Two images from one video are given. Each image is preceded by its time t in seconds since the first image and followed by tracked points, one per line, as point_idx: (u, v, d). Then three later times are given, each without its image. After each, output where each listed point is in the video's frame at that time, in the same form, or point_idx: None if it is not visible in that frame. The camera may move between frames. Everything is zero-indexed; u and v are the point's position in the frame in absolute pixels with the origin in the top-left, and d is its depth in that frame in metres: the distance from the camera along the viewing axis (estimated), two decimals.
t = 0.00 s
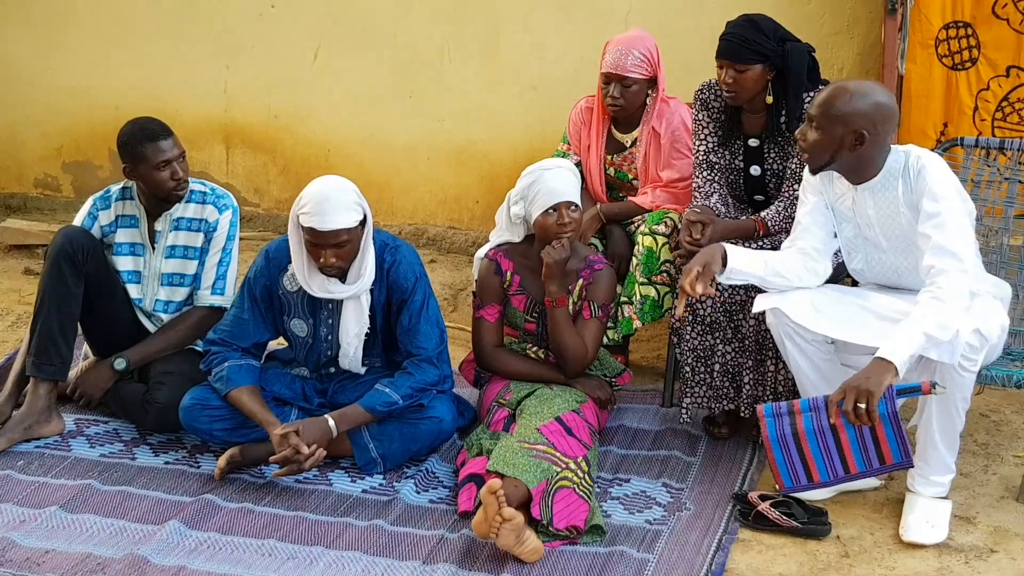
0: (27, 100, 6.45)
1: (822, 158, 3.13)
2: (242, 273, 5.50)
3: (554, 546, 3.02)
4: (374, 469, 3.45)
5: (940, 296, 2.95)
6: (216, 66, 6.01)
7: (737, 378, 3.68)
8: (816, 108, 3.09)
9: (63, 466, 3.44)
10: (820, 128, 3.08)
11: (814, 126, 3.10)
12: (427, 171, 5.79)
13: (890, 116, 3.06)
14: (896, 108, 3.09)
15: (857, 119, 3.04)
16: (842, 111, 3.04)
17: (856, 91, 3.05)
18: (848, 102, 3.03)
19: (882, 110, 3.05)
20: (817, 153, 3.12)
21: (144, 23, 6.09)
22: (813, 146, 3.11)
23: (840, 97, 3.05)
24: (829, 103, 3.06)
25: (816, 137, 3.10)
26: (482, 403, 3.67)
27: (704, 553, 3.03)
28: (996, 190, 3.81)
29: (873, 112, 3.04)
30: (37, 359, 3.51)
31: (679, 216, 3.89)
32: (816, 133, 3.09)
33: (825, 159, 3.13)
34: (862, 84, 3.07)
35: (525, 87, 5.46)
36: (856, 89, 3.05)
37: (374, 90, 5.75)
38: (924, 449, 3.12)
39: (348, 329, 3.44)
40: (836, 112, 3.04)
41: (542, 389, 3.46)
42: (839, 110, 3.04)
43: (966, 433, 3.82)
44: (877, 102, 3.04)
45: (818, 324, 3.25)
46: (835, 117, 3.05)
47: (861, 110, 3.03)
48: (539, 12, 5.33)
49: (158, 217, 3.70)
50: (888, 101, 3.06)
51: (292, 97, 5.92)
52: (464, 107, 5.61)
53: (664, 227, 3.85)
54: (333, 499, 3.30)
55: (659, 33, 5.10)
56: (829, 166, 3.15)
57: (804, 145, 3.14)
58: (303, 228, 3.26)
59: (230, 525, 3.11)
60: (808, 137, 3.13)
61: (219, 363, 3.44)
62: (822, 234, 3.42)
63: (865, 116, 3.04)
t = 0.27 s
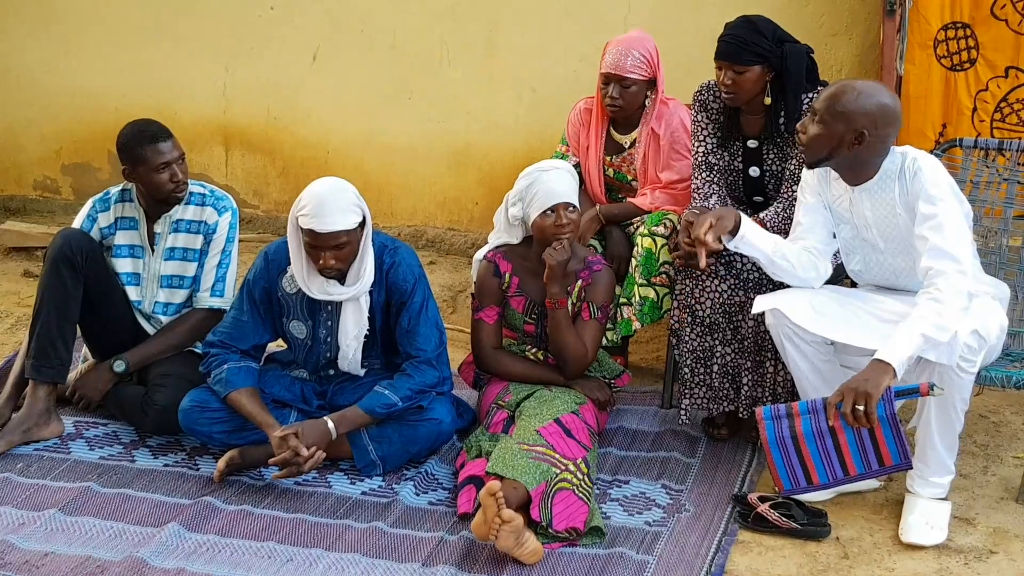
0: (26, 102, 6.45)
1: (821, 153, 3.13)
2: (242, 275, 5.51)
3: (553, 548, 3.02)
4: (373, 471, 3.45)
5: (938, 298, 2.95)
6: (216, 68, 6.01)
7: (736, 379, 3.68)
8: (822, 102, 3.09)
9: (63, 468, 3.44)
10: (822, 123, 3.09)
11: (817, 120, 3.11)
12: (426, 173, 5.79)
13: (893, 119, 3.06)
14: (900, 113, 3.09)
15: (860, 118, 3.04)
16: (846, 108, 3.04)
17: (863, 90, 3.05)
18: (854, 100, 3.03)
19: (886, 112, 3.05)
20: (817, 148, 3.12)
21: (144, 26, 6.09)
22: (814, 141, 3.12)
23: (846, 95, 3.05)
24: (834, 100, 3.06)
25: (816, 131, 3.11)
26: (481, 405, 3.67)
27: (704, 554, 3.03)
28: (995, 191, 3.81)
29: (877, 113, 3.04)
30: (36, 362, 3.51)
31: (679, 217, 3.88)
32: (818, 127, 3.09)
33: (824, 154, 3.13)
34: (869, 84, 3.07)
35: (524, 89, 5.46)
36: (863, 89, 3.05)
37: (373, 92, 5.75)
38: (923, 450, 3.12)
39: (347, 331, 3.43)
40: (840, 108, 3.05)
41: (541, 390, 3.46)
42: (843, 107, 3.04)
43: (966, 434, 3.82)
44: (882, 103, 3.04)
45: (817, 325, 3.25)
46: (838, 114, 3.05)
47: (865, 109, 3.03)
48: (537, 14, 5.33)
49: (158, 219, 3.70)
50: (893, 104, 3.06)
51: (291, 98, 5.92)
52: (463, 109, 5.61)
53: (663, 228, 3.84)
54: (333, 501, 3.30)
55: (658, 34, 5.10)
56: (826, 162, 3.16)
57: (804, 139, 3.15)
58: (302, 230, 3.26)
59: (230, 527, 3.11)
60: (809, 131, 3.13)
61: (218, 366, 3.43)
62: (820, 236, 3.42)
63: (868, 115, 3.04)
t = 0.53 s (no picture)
0: (29, 103, 6.46)
1: (821, 155, 3.13)
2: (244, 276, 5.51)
3: (556, 548, 3.02)
4: (376, 471, 3.46)
5: (940, 297, 2.95)
6: (218, 68, 6.01)
7: (739, 379, 3.68)
8: (820, 105, 3.09)
9: (66, 469, 3.44)
10: (820, 125, 3.08)
11: (815, 123, 3.11)
12: (428, 173, 5.79)
13: (892, 119, 3.06)
14: (898, 112, 3.08)
15: (858, 119, 3.04)
16: (844, 110, 3.04)
17: (860, 91, 3.05)
18: (851, 102, 3.03)
19: (884, 112, 3.05)
20: (816, 150, 3.12)
21: (145, 26, 6.09)
22: (813, 143, 3.12)
23: (843, 96, 3.05)
24: (832, 102, 3.06)
25: (816, 134, 3.10)
26: (484, 405, 3.67)
27: (707, 554, 3.03)
28: (998, 191, 3.80)
29: (875, 113, 3.04)
30: (39, 362, 3.51)
31: (681, 217, 3.88)
32: (817, 130, 3.09)
33: (824, 157, 3.13)
34: (866, 85, 3.07)
35: (525, 89, 5.46)
36: (860, 90, 3.05)
37: (375, 92, 5.76)
38: (926, 450, 3.12)
39: (350, 331, 3.43)
40: (838, 110, 3.04)
41: (544, 391, 3.46)
42: (841, 109, 3.04)
43: (969, 434, 3.82)
44: (879, 104, 3.04)
45: (819, 326, 3.25)
46: (836, 116, 3.05)
47: (863, 110, 3.03)
48: (539, 14, 5.33)
49: (161, 220, 3.71)
50: (891, 104, 3.06)
51: (293, 99, 5.93)
52: (465, 109, 5.61)
53: (666, 228, 3.85)
54: (336, 501, 3.30)
55: (660, 34, 5.10)
56: (827, 164, 3.15)
57: (804, 142, 3.15)
58: (304, 230, 3.26)
59: (233, 527, 3.12)
60: (808, 134, 3.13)
61: (221, 366, 3.44)
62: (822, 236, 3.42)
63: (866, 116, 3.04)
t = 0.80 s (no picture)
0: (29, 103, 6.46)
1: (819, 160, 3.13)
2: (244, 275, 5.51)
3: (556, 548, 3.01)
4: (376, 471, 3.46)
5: (941, 297, 2.95)
6: (218, 68, 6.02)
7: (739, 379, 3.68)
8: (812, 111, 3.09)
9: (66, 469, 3.44)
10: (815, 131, 3.08)
11: (810, 129, 3.10)
12: (429, 173, 5.79)
13: (886, 118, 3.05)
14: (893, 109, 3.07)
15: (851, 122, 3.03)
16: (836, 114, 3.04)
17: (850, 94, 3.04)
18: (842, 106, 3.03)
19: (877, 113, 3.04)
20: (814, 155, 3.12)
21: (146, 26, 6.10)
22: (810, 149, 3.12)
23: (834, 101, 3.04)
24: (824, 107, 3.06)
25: (812, 140, 3.10)
26: (484, 405, 3.67)
27: (707, 554, 3.03)
28: (998, 190, 3.80)
29: (868, 114, 3.03)
30: (39, 362, 3.51)
31: (680, 217, 3.88)
32: (812, 136, 3.09)
33: (822, 161, 3.13)
34: (857, 86, 3.06)
35: (525, 89, 5.46)
36: (850, 93, 3.04)
37: (375, 92, 5.76)
38: (926, 449, 3.12)
39: (349, 331, 3.43)
40: (831, 115, 3.04)
41: (544, 390, 3.46)
42: (834, 114, 3.04)
43: (969, 434, 3.81)
44: (872, 104, 3.03)
45: (820, 326, 3.26)
46: (829, 120, 3.04)
47: (855, 113, 3.03)
48: (539, 13, 5.33)
49: (161, 220, 3.71)
50: (884, 103, 3.05)
51: (293, 99, 5.93)
52: (465, 109, 5.61)
53: (666, 228, 3.85)
54: (336, 501, 3.30)
55: (660, 33, 5.10)
56: (827, 167, 3.15)
57: (801, 148, 3.15)
58: (303, 230, 3.26)
59: (233, 527, 3.12)
60: (805, 140, 3.13)
61: (221, 366, 3.44)
62: (822, 235, 3.41)
63: (859, 118, 3.03)
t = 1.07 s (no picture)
0: (33, 102, 6.46)
1: (822, 158, 3.12)
2: (247, 274, 5.51)
3: (560, 546, 3.01)
4: (380, 469, 3.46)
5: (945, 296, 2.94)
6: (222, 67, 6.02)
7: (743, 378, 3.67)
8: (818, 108, 3.08)
9: (70, 467, 3.44)
10: (820, 128, 3.07)
11: (815, 126, 3.09)
12: (432, 171, 5.79)
13: (892, 117, 3.05)
14: (898, 109, 3.07)
15: (858, 120, 3.03)
16: (843, 111, 3.03)
17: (858, 92, 3.03)
18: (849, 104, 3.02)
19: (883, 112, 3.03)
20: (818, 152, 3.11)
21: (149, 25, 6.10)
22: (814, 146, 3.11)
23: (841, 98, 3.03)
24: (830, 104, 3.05)
25: (816, 137, 3.09)
26: (488, 404, 3.67)
27: (711, 553, 3.02)
28: (1003, 189, 3.79)
29: (875, 113, 3.03)
30: (43, 361, 3.51)
31: (685, 216, 3.87)
32: (818, 133, 3.08)
33: (826, 158, 3.12)
34: (863, 84, 3.05)
35: (529, 87, 5.46)
36: (857, 91, 3.03)
37: (379, 91, 5.76)
38: (931, 448, 3.11)
39: (353, 329, 3.43)
40: (838, 113, 3.03)
41: (548, 389, 3.47)
42: (841, 111, 3.03)
43: (974, 433, 3.81)
44: (878, 103, 3.03)
45: (824, 325, 3.25)
46: (836, 118, 3.04)
47: (862, 111, 3.02)
48: (543, 12, 5.33)
49: (165, 218, 3.71)
50: (890, 103, 3.04)
51: (297, 97, 5.93)
52: (469, 108, 5.61)
53: (670, 227, 3.84)
54: (340, 500, 3.29)
55: (664, 32, 5.09)
56: (830, 165, 3.15)
57: (805, 145, 3.14)
58: (306, 228, 3.26)
59: (237, 526, 3.11)
60: (809, 137, 3.12)
61: (225, 365, 3.44)
62: (827, 234, 3.41)
63: (866, 117, 3.02)
